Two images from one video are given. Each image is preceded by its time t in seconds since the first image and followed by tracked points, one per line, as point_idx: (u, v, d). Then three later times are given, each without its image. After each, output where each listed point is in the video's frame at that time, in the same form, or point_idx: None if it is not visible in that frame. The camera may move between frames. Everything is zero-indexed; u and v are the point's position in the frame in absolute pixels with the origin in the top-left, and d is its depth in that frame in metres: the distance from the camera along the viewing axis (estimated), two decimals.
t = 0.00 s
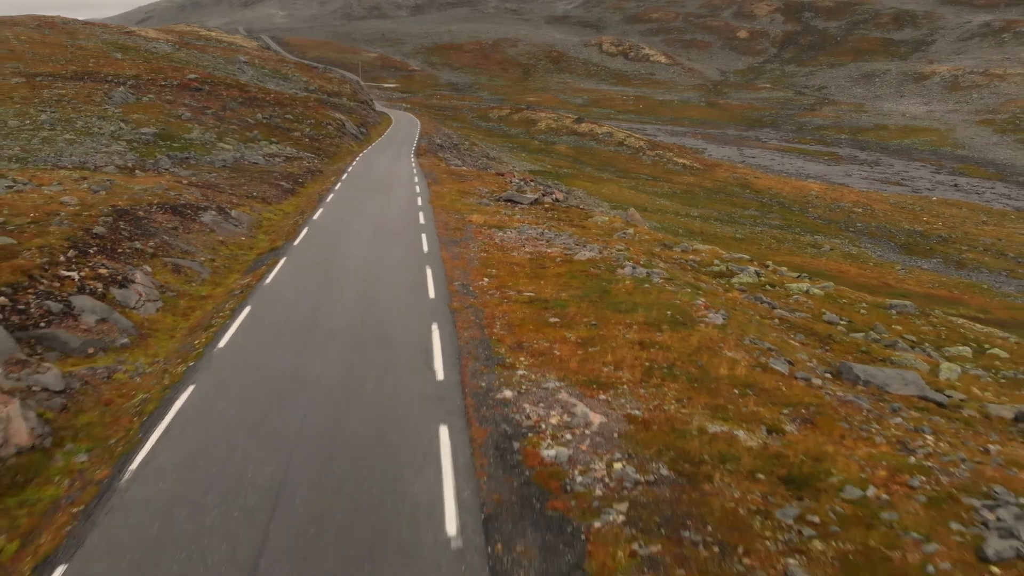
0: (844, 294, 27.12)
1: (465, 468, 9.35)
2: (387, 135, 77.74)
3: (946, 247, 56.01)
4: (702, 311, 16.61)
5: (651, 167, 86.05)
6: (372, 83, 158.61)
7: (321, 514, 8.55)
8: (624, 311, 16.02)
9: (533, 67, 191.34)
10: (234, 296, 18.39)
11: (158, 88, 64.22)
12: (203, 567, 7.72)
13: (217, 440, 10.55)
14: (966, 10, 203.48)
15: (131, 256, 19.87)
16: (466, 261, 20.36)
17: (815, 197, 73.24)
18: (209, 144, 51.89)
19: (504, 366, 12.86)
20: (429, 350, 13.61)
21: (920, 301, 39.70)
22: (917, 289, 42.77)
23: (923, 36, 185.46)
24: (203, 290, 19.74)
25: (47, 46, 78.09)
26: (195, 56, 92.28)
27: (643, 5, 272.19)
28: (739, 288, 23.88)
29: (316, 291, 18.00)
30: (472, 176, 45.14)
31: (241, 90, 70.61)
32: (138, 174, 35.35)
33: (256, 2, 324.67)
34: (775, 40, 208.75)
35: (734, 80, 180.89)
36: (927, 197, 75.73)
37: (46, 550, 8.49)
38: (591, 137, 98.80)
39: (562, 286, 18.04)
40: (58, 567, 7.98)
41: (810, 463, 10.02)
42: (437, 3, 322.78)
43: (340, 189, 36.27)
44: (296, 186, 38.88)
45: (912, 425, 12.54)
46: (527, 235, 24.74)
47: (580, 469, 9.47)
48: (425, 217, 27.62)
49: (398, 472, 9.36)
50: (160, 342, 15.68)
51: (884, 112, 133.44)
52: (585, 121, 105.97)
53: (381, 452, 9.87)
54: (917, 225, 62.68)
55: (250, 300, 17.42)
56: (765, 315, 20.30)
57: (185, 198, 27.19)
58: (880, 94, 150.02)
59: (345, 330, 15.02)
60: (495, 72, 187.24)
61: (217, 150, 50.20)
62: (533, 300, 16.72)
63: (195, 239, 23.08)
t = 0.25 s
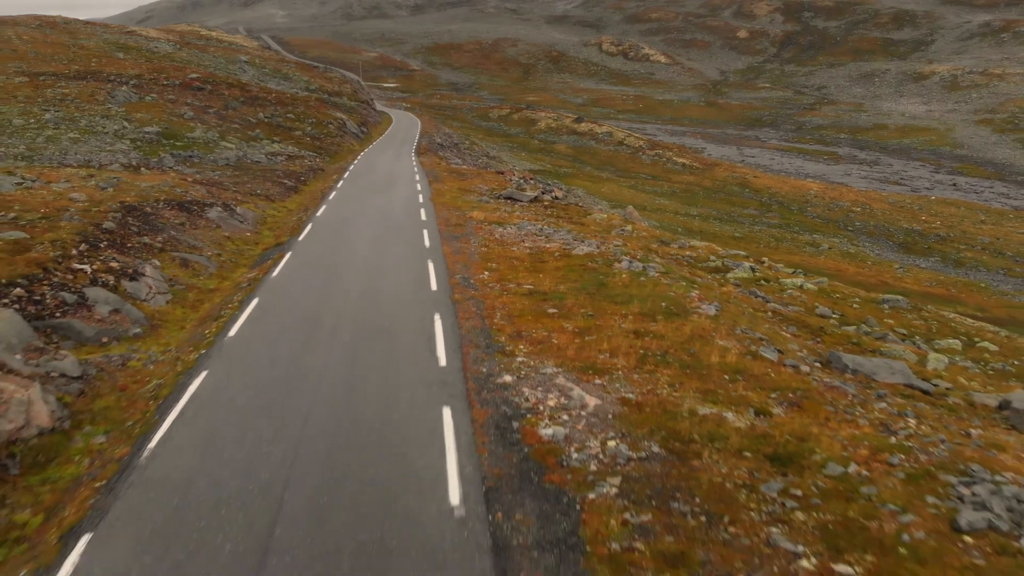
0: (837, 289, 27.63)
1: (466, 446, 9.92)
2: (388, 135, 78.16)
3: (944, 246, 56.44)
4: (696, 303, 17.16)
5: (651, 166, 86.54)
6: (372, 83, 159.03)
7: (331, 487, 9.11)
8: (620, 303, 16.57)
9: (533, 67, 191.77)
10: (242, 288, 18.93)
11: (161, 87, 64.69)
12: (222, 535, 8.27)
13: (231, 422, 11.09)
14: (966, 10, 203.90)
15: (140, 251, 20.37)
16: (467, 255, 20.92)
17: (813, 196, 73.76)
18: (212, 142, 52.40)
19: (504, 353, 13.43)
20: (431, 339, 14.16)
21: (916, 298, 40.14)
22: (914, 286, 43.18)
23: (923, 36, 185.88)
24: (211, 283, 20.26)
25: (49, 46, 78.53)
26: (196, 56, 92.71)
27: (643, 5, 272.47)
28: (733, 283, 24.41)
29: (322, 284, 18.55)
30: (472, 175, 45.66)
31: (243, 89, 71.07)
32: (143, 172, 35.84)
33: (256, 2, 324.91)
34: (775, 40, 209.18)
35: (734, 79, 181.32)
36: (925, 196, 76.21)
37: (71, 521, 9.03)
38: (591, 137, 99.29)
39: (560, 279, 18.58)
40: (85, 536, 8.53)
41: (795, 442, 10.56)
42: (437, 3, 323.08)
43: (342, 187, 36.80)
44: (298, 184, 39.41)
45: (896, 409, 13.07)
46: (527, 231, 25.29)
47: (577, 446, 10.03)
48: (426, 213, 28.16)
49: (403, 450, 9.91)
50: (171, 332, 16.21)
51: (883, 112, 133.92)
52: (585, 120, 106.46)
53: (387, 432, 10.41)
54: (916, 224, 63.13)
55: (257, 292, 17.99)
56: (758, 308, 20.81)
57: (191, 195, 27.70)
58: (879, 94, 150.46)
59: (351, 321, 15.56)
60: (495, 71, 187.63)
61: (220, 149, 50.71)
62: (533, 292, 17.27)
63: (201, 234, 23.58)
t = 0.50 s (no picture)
0: (831, 284, 28.12)
1: (468, 425, 10.47)
2: (388, 134, 78.59)
3: (942, 245, 56.83)
4: (690, 295, 17.71)
5: (650, 165, 87.02)
6: (372, 83, 159.45)
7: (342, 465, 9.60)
8: (616, 295, 17.11)
9: (533, 67, 192.17)
10: (249, 282, 19.48)
11: (163, 87, 65.18)
12: (238, 507, 8.77)
13: (243, 404, 11.61)
14: (966, 10, 204.30)
15: (149, 246, 20.90)
16: (468, 250, 21.47)
17: (812, 195, 74.24)
18: (215, 141, 52.89)
19: (504, 341, 13.97)
20: (434, 328, 14.69)
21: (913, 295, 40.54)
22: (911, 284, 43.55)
23: (922, 36, 186.26)
24: (218, 277, 20.80)
25: (51, 46, 78.99)
26: (197, 56, 93.17)
27: (643, 5, 272.68)
28: (729, 278, 24.90)
29: (327, 278, 19.08)
30: (473, 173, 46.16)
31: (244, 89, 71.56)
32: (148, 170, 36.31)
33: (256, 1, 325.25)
34: (775, 40, 209.58)
35: (733, 79, 181.71)
36: (924, 195, 76.66)
37: (94, 495, 9.57)
38: (591, 136, 99.77)
39: (558, 273, 19.11)
40: (109, 507, 9.04)
41: (781, 423, 11.10)
42: (438, 3, 323.45)
43: (344, 185, 37.35)
44: (301, 182, 39.91)
45: (880, 394, 13.63)
46: (527, 227, 25.80)
47: (573, 426, 10.58)
48: (428, 210, 28.69)
49: (408, 430, 10.43)
50: (181, 323, 16.74)
51: (882, 111, 134.36)
52: (584, 120, 106.93)
53: (392, 415, 10.90)
54: (914, 223, 63.54)
55: (264, 286, 18.52)
56: (752, 302, 21.30)
57: (197, 192, 28.25)
58: (879, 94, 150.88)
59: (356, 312, 16.09)
60: (495, 71, 188.01)
61: (222, 147, 51.21)
62: (531, 285, 17.80)
63: (208, 230, 24.10)
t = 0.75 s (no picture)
0: (825, 280, 28.64)
1: (470, 407, 11.01)
2: (389, 133, 79.09)
3: (940, 244, 57.23)
4: (684, 288, 18.24)
5: (650, 165, 87.54)
6: (373, 83, 159.92)
7: (350, 444, 10.12)
8: (613, 288, 17.65)
9: (533, 67, 192.57)
10: (256, 276, 19.98)
11: (165, 86, 65.66)
12: (253, 481, 9.29)
13: (254, 389, 12.14)
14: (965, 10, 204.78)
15: (158, 241, 21.43)
16: (468, 245, 22.02)
17: (811, 194, 74.79)
18: (218, 140, 53.38)
19: (504, 330, 14.51)
20: (436, 319, 15.24)
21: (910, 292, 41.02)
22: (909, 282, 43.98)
23: (922, 36, 186.71)
24: (225, 271, 21.32)
25: (54, 45, 79.42)
26: (198, 56, 93.61)
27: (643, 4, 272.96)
28: (724, 273, 25.40)
29: (332, 272, 19.62)
30: (473, 171, 46.67)
31: (246, 88, 72.05)
32: (152, 168, 36.80)
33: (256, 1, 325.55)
34: (774, 39, 210.00)
35: (733, 79, 182.14)
36: (923, 195, 77.15)
37: (115, 471, 10.06)
38: (591, 136, 100.25)
39: (557, 267, 19.66)
40: (129, 481, 9.54)
41: (768, 405, 11.64)
42: (438, 3, 323.85)
43: (346, 183, 37.88)
44: (303, 180, 40.45)
45: (866, 381, 14.18)
46: (526, 223, 26.33)
47: (569, 408, 11.13)
48: (429, 207, 29.21)
49: (413, 411, 10.98)
50: (191, 315, 17.26)
51: (882, 111, 134.86)
52: (584, 119, 107.39)
53: (397, 400, 11.41)
54: (913, 222, 64.00)
55: (271, 279, 19.05)
56: (746, 295, 21.80)
57: (202, 189, 28.77)
58: (878, 94, 151.37)
59: (361, 304, 16.64)
60: (495, 71, 188.40)
61: (225, 146, 51.73)
62: (531, 278, 18.35)
63: (214, 226, 24.62)
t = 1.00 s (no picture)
0: (820, 276, 29.12)
1: (472, 390, 11.58)
2: (390, 133, 79.64)
3: (939, 243, 57.66)
4: (679, 282, 18.74)
5: (650, 165, 88.07)
6: (373, 83, 160.37)
7: (357, 423, 10.71)
8: (609, 281, 18.23)
9: (532, 67, 193.05)
10: (262, 270, 20.53)
11: (168, 86, 66.17)
12: (267, 457, 9.88)
13: (265, 373, 12.74)
14: (965, 10, 205.38)
15: (166, 236, 21.97)
16: (469, 241, 22.59)
17: (810, 194, 75.39)
18: (220, 139, 53.92)
19: (504, 321, 15.06)
20: (439, 309, 15.80)
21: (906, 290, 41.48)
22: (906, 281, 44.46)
23: (922, 35, 187.24)
24: (232, 266, 21.85)
25: (56, 45, 79.90)
26: (200, 55, 94.12)
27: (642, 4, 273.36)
28: (720, 269, 25.89)
29: (336, 265, 20.18)
30: (474, 170, 47.20)
31: (247, 88, 72.56)
32: (158, 166, 37.38)
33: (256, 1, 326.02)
34: (774, 39, 210.52)
35: (733, 79, 182.66)
36: (921, 194, 77.64)
37: (133, 450, 10.56)
38: (590, 136, 100.79)
39: (556, 261, 20.19)
40: (149, 458, 10.08)
41: (757, 390, 12.16)
42: (438, 4, 324.61)
43: (348, 181, 38.41)
44: (306, 178, 41.01)
45: (853, 369, 14.72)
46: (526, 220, 26.87)
47: (566, 392, 11.68)
48: (430, 204, 29.76)
49: (418, 394, 11.55)
50: (201, 307, 17.81)
51: (881, 111, 135.37)
52: (584, 119, 107.90)
53: (403, 384, 12.00)
54: (912, 222, 64.53)
55: (278, 273, 19.60)
56: (741, 290, 22.23)
57: (208, 187, 29.33)
58: (878, 93, 151.91)
59: (365, 296, 17.22)
60: (495, 71, 188.87)
61: (228, 145, 52.28)
62: (530, 273, 18.87)
63: (219, 222, 25.18)
